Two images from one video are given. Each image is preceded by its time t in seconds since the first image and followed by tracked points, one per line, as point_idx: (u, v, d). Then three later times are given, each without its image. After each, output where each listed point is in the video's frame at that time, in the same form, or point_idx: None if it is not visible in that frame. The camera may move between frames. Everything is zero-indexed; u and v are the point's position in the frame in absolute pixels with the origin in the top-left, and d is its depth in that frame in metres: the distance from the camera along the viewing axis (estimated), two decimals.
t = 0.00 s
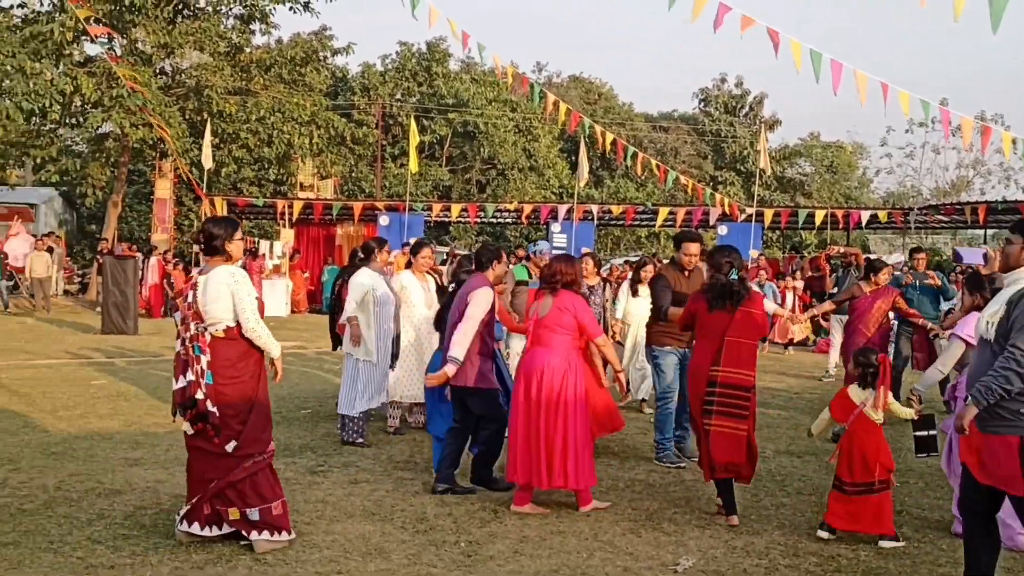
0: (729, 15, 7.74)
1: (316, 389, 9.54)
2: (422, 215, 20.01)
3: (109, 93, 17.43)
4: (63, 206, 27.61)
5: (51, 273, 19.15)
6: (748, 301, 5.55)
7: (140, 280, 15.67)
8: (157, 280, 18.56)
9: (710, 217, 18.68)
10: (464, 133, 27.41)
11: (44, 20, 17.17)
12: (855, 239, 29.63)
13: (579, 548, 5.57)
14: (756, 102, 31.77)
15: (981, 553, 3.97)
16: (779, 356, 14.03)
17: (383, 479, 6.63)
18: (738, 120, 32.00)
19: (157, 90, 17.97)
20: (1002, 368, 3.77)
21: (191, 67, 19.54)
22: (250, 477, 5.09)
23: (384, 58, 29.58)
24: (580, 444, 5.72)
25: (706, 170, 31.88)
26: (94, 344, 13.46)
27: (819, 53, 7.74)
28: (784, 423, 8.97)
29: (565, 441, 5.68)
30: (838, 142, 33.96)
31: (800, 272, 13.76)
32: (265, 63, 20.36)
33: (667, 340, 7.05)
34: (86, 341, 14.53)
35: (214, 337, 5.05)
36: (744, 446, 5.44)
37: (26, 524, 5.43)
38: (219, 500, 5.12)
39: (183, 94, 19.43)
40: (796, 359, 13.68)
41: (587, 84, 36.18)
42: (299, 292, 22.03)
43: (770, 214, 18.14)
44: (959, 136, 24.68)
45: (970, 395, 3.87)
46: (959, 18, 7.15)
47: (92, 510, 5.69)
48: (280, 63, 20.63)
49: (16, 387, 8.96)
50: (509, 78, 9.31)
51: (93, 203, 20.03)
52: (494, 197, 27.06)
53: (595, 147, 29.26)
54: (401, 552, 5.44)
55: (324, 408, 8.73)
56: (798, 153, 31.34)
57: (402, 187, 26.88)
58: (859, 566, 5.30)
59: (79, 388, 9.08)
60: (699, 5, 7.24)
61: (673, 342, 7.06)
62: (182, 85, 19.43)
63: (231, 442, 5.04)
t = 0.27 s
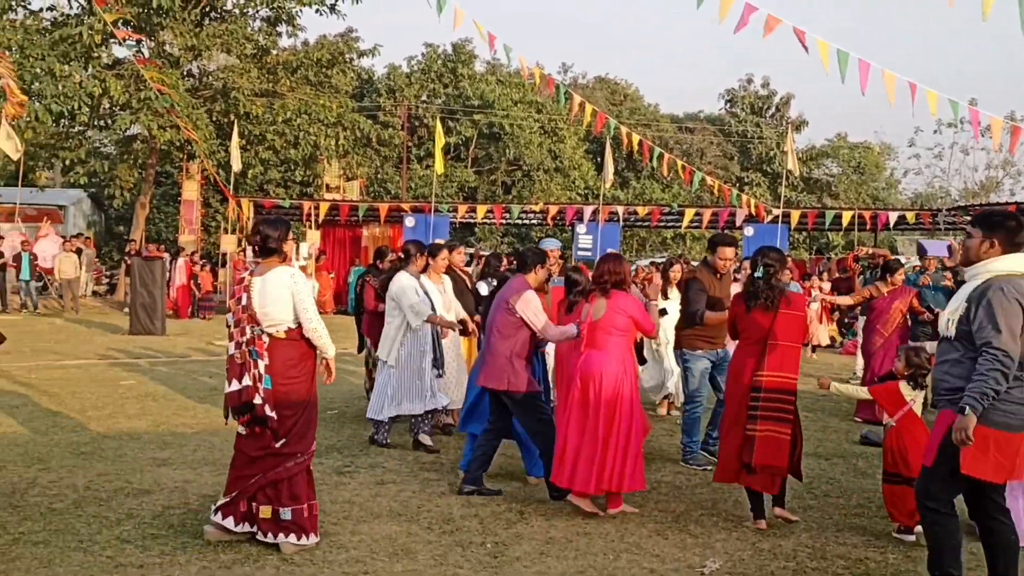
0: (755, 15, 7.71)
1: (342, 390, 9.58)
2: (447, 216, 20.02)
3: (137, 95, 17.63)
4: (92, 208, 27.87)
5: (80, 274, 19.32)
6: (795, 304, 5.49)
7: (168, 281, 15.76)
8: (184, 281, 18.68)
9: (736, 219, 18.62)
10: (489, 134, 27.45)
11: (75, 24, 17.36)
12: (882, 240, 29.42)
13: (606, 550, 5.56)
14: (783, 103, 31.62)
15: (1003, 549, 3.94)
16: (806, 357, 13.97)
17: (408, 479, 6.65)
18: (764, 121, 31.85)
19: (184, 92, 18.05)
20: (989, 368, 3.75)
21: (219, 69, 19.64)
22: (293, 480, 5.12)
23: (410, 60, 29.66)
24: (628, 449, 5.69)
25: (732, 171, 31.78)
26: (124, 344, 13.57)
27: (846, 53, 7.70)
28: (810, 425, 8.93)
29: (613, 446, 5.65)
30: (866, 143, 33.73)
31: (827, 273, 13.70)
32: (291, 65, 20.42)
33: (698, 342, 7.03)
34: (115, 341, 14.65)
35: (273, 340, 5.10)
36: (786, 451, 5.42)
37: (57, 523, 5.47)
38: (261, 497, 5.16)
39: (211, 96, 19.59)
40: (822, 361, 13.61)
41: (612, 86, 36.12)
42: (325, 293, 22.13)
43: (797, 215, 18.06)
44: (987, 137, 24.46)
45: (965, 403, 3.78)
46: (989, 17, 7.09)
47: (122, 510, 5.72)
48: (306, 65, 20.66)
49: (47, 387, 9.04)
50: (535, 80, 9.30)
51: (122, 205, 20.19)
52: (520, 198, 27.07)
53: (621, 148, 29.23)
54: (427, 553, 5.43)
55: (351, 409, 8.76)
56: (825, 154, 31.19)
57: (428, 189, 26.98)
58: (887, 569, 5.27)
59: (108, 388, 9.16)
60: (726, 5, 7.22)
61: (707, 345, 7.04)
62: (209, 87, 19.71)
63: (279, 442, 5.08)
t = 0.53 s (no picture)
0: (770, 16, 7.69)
1: (357, 391, 9.59)
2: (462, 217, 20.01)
3: (153, 97, 17.70)
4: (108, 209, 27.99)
5: (96, 275, 19.40)
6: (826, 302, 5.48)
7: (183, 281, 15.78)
8: (201, 281, 18.74)
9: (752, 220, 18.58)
10: (504, 135, 27.48)
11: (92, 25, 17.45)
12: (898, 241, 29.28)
13: (622, 551, 5.55)
14: (798, 103, 31.55)
15: (991, 553, 3.94)
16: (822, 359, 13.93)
17: (423, 480, 6.66)
18: (779, 121, 31.78)
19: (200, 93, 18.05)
20: (948, 380, 3.71)
21: (235, 70, 19.68)
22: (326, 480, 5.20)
23: (424, 61, 29.71)
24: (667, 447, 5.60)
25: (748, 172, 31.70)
26: (140, 344, 13.63)
27: (862, 53, 7.67)
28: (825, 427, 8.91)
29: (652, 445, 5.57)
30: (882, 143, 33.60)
31: (843, 273, 13.67)
32: (307, 66, 20.45)
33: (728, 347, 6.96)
34: (131, 341, 14.70)
35: (307, 342, 5.12)
36: (825, 447, 5.34)
37: (73, 523, 5.48)
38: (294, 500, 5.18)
39: (226, 97, 19.67)
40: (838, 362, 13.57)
41: (627, 87, 36.15)
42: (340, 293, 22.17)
43: (812, 216, 18.02)
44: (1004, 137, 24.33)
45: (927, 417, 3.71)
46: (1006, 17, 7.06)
47: (138, 510, 5.73)
48: (321, 66, 20.66)
49: (64, 387, 9.08)
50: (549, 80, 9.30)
51: (138, 205, 20.28)
52: (535, 199, 27.06)
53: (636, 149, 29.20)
54: (443, 553, 5.43)
55: (366, 410, 8.77)
56: (841, 155, 31.10)
57: (442, 190, 27.05)
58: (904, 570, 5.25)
59: (125, 388, 9.19)
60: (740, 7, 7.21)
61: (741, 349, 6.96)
62: (225, 87, 19.78)
63: (317, 443, 5.14)
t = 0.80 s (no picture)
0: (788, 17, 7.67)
1: (375, 392, 9.61)
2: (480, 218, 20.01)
3: (172, 98, 17.78)
4: (127, 209, 28.13)
5: (115, 275, 19.49)
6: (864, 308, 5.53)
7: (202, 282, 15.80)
8: (219, 282, 18.83)
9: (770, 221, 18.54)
10: (522, 136, 27.52)
11: (113, 27, 17.58)
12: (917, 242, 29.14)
13: (640, 552, 5.54)
14: (816, 103, 31.48)
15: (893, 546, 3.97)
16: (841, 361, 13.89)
17: (442, 481, 6.67)
18: (798, 122, 31.67)
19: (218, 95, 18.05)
20: (872, 364, 3.78)
21: (253, 72, 19.75)
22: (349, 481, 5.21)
23: (441, 62, 29.76)
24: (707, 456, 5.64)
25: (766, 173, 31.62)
26: (160, 345, 13.70)
27: (882, 54, 7.63)
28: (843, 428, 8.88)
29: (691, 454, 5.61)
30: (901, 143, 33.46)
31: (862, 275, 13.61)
32: (325, 67, 20.49)
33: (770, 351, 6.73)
34: (150, 342, 14.77)
35: (326, 345, 5.10)
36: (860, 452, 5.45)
37: (94, 523, 5.51)
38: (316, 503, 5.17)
39: (245, 98, 19.74)
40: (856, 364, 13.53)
41: (644, 87, 36.14)
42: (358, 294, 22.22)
43: (831, 217, 17.97)
44: None
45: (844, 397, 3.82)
46: None
47: (157, 510, 5.76)
48: (339, 68, 20.71)
49: (84, 387, 9.13)
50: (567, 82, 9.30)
51: (157, 206, 20.38)
52: (552, 200, 27.07)
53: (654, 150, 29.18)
54: (462, 554, 5.43)
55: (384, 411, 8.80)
56: (860, 156, 31.01)
57: (460, 191, 27.13)
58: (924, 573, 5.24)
59: (144, 389, 9.23)
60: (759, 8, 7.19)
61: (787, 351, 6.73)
62: (244, 89, 19.85)
63: (339, 445, 5.14)
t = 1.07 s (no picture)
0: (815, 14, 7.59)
1: (398, 391, 9.62)
2: (503, 218, 19.98)
3: (197, 98, 17.85)
4: (151, 209, 28.26)
5: (140, 275, 19.59)
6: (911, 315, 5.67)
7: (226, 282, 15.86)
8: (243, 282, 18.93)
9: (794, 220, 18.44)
10: (544, 136, 27.51)
11: (138, 28, 17.68)
12: (942, 242, 28.93)
13: (664, 553, 5.52)
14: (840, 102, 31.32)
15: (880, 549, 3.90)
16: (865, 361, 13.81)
17: (465, 480, 6.67)
18: (822, 121, 31.48)
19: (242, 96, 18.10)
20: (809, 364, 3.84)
21: (277, 73, 19.79)
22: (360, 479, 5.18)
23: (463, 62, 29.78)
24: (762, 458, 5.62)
25: (789, 172, 31.45)
26: (184, 344, 13.77)
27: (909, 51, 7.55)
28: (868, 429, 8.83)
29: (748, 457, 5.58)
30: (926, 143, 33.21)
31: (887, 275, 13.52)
32: (348, 67, 20.50)
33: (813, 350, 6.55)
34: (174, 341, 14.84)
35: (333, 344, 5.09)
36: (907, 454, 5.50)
37: (121, 520, 5.54)
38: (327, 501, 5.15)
39: (268, 98, 19.80)
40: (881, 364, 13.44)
41: (667, 87, 36.06)
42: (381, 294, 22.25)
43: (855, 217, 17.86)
44: None
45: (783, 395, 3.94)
46: None
47: (182, 508, 5.78)
48: (363, 67, 20.73)
49: (109, 386, 9.18)
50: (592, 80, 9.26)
51: (181, 206, 20.47)
52: (575, 200, 27.04)
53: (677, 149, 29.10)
54: (486, 553, 5.42)
55: (407, 411, 8.80)
56: (884, 155, 30.83)
57: (482, 191, 27.17)
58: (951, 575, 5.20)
59: (168, 387, 9.28)
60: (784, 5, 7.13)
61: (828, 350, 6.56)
62: (268, 89, 19.91)
63: (351, 443, 5.13)
